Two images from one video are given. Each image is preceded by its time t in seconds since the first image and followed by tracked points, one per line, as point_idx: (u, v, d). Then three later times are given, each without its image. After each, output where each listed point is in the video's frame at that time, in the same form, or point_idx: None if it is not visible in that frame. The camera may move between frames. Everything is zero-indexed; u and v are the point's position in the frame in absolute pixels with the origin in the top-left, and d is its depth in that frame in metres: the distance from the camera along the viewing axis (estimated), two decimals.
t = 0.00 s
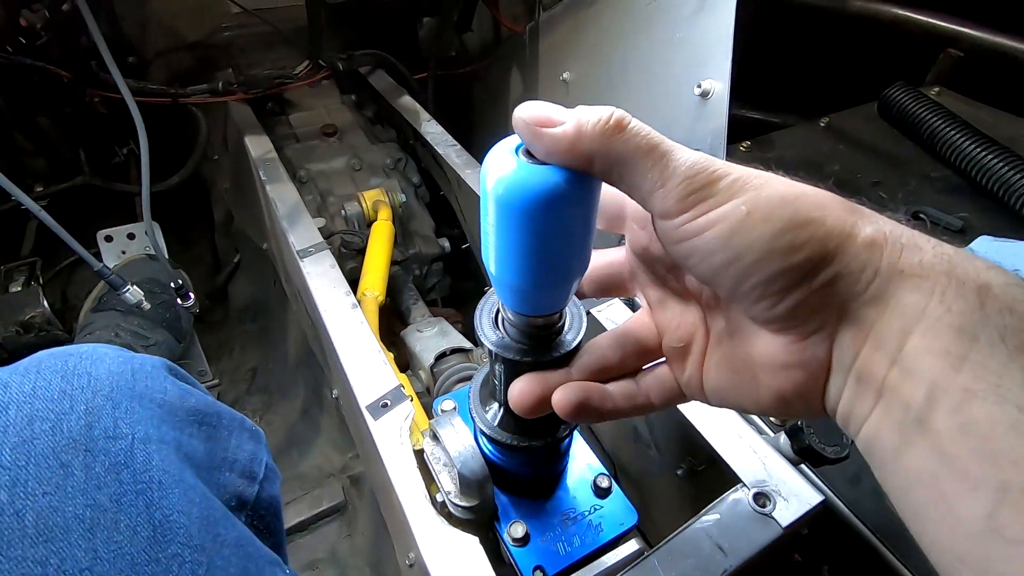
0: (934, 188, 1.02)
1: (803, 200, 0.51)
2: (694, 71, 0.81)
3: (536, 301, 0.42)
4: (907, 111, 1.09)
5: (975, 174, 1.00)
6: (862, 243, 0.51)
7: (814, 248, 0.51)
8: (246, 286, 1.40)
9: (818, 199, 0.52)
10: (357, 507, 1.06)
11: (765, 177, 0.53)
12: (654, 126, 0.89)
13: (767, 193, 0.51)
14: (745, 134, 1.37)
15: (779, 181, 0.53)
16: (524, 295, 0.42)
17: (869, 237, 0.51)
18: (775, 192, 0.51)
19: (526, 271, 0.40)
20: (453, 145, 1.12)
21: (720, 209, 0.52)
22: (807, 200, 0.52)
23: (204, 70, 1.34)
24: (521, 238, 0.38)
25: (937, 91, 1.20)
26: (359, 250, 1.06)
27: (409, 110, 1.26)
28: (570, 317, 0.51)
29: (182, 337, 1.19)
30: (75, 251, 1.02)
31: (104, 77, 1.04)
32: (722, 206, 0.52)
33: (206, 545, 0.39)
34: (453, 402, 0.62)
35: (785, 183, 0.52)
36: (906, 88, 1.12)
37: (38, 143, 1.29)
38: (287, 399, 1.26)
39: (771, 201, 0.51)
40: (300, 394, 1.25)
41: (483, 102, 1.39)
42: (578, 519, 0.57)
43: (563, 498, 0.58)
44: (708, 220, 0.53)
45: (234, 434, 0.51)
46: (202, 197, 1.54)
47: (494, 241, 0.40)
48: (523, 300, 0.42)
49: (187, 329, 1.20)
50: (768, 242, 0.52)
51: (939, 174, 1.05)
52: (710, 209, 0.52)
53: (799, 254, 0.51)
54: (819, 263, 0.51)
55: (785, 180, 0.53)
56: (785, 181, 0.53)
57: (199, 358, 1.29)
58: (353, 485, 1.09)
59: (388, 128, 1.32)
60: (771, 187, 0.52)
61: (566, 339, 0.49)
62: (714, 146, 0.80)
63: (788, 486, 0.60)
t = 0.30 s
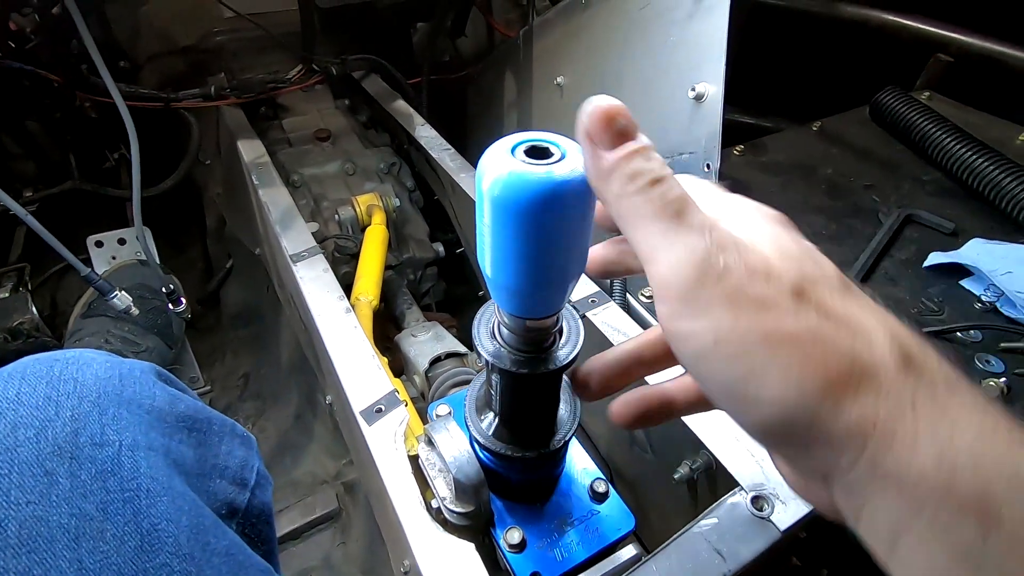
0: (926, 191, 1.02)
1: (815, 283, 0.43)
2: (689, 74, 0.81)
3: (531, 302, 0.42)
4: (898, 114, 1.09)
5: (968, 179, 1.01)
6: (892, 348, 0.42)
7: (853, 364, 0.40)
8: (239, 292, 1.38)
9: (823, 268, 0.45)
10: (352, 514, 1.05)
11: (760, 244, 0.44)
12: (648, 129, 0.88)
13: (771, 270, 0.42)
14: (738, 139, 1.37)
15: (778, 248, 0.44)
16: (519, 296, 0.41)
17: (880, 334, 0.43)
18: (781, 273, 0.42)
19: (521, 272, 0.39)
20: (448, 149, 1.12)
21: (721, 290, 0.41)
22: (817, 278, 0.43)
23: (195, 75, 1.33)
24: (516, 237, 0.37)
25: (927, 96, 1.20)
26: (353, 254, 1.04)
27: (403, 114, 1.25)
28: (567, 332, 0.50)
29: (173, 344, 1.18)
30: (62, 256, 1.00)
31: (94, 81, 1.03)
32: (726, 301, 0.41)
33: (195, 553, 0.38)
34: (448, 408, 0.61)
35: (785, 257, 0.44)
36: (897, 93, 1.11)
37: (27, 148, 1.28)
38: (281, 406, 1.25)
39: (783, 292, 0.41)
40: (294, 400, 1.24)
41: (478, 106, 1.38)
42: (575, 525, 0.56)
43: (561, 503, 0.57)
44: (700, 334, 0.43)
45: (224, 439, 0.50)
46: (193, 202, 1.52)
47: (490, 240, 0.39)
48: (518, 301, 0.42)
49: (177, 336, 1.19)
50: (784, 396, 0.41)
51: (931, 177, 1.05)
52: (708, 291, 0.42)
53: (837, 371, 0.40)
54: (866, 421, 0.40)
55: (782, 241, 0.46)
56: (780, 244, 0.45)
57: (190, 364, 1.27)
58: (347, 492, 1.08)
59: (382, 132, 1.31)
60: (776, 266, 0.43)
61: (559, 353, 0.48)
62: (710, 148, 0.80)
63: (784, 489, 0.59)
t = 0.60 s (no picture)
0: (919, 193, 1.03)
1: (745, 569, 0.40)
2: (683, 77, 0.81)
3: (527, 302, 0.42)
4: (891, 118, 1.09)
5: (961, 181, 1.01)
6: None
7: None
8: (233, 295, 1.38)
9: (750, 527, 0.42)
10: (347, 518, 1.05)
11: (662, 508, 0.42)
12: (644, 132, 0.89)
13: (678, 550, 0.40)
14: (733, 142, 1.38)
15: (696, 517, 0.41)
16: (514, 296, 0.41)
17: None
18: (702, 554, 0.40)
19: (516, 272, 0.39)
20: (444, 152, 1.12)
21: None
22: (738, 535, 0.41)
23: (190, 79, 1.32)
24: (511, 237, 0.37)
25: (919, 99, 1.21)
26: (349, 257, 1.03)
27: (398, 117, 1.25)
28: (563, 331, 0.50)
29: (167, 348, 1.17)
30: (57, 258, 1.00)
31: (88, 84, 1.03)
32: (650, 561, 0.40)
33: (189, 555, 0.38)
34: (444, 410, 0.61)
35: (692, 521, 0.41)
36: (890, 97, 1.12)
37: (21, 151, 1.27)
38: (276, 409, 1.24)
39: None
40: (289, 403, 1.23)
41: (474, 109, 1.38)
42: (572, 526, 0.56)
43: (556, 505, 0.58)
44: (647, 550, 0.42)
45: (219, 441, 0.50)
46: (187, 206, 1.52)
47: (486, 239, 0.39)
48: (514, 301, 0.42)
49: (172, 339, 1.18)
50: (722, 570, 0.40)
51: (924, 180, 1.05)
52: None
53: None
54: None
55: (702, 495, 0.43)
56: (696, 502, 0.42)
57: (185, 368, 1.27)
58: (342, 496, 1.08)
59: (377, 136, 1.31)
60: (692, 550, 0.40)
61: (555, 353, 0.48)
62: (705, 150, 0.80)
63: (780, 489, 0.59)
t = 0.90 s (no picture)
0: (911, 197, 1.04)
1: None
2: (678, 82, 0.82)
3: (523, 305, 0.42)
4: (883, 122, 1.10)
5: (952, 186, 1.02)
6: None
7: None
8: (229, 300, 1.38)
9: (704, 546, 0.42)
10: (344, 522, 1.05)
11: (620, 540, 0.43)
12: (639, 136, 0.89)
13: None
14: (728, 146, 1.38)
15: (652, 547, 0.42)
16: (510, 300, 0.42)
17: None
18: None
19: (512, 275, 0.40)
20: (440, 157, 1.12)
21: None
22: (693, 560, 0.41)
23: (187, 83, 1.32)
24: (508, 242, 0.38)
25: (911, 104, 1.22)
26: (345, 261, 1.03)
27: (395, 121, 1.25)
28: (559, 334, 0.50)
29: (163, 353, 1.17)
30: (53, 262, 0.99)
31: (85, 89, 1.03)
32: None
33: (190, 557, 0.38)
34: (441, 413, 0.61)
35: (645, 549, 0.42)
36: (882, 101, 1.13)
37: (17, 156, 1.27)
38: (273, 414, 1.24)
39: None
40: (286, 408, 1.24)
41: (470, 114, 1.38)
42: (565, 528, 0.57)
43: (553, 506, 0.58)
44: None
45: (218, 444, 0.50)
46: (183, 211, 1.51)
47: (482, 243, 0.40)
48: (509, 304, 0.42)
49: (168, 344, 1.18)
50: None
51: (916, 184, 1.06)
52: None
53: None
54: None
55: (658, 523, 0.43)
56: (653, 532, 0.43)
57: (181, 373, 1.26)
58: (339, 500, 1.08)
59: (374, 140, 1.32)
60: None
61: (551, 356, 0.49)
62: (699, 155, 0.80)
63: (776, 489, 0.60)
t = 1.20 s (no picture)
0: (904, 201, 1.04)
1: None
2: (674, 86, 0.82)
3: (519, 307, 0.42)
4: (877, 127, 1.11)
5: (945, 190, 1.03)
6: None
7: None
8: (225, 303, 1.38)
9: (698, 548, 0.42)
10: (340, 525, 1.05)
11: (617, 538, 0.43)
12: (635, 140, 0.90)
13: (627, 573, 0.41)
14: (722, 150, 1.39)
15: (648, 544, 0.42)
16: (507, 302, 0.42)
17: None
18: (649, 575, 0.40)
19: (509, 277, 0.40)
20: (437, 160, 1.13)
21: None
22: (687, 559, 0.41)
23: (184, 87, 1.32)
24: (504, 244, 0.38)
25: (903, 109, 1.23)
26: (342, 264, 1.04)
27: (392, 125, 1.25)
28: (556, 335, 0.50)
29: (159, 356, 1.17)
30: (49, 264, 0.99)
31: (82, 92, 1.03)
32: None
33: (187, 558, 0.38)
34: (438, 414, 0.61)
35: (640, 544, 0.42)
36: (875, 106, 1.14)
37: (12, 159, 1.27)
38: (269, 417, 1.24)
39: None
40: (282, 411, 1.24)
41: (467, 117, 1.39)
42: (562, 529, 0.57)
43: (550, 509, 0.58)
44: None
45: (215, 445, 0.50)
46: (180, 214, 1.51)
47: (480, 245, 0.40)
48: (506, 306, 0.43)
49: (164, 348, 1.18)
50: None
51: (909, 188, 1.07)
52: None
53: None
54: None
55: (656, 525, 0.44)
56: (649, 532, 0.43)
57: (176, 376, 1.26)
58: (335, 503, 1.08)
59: (371, 144, 1.32)
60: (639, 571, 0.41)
61: (548, 357, 0.49)
62: (695, 158, 0.81)
63: (772, 490, 0.60)
